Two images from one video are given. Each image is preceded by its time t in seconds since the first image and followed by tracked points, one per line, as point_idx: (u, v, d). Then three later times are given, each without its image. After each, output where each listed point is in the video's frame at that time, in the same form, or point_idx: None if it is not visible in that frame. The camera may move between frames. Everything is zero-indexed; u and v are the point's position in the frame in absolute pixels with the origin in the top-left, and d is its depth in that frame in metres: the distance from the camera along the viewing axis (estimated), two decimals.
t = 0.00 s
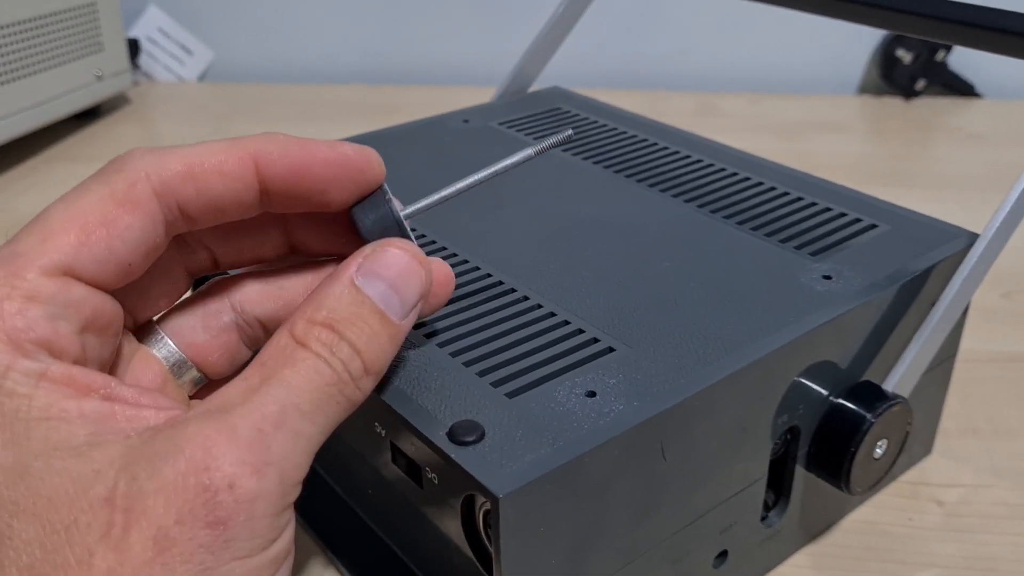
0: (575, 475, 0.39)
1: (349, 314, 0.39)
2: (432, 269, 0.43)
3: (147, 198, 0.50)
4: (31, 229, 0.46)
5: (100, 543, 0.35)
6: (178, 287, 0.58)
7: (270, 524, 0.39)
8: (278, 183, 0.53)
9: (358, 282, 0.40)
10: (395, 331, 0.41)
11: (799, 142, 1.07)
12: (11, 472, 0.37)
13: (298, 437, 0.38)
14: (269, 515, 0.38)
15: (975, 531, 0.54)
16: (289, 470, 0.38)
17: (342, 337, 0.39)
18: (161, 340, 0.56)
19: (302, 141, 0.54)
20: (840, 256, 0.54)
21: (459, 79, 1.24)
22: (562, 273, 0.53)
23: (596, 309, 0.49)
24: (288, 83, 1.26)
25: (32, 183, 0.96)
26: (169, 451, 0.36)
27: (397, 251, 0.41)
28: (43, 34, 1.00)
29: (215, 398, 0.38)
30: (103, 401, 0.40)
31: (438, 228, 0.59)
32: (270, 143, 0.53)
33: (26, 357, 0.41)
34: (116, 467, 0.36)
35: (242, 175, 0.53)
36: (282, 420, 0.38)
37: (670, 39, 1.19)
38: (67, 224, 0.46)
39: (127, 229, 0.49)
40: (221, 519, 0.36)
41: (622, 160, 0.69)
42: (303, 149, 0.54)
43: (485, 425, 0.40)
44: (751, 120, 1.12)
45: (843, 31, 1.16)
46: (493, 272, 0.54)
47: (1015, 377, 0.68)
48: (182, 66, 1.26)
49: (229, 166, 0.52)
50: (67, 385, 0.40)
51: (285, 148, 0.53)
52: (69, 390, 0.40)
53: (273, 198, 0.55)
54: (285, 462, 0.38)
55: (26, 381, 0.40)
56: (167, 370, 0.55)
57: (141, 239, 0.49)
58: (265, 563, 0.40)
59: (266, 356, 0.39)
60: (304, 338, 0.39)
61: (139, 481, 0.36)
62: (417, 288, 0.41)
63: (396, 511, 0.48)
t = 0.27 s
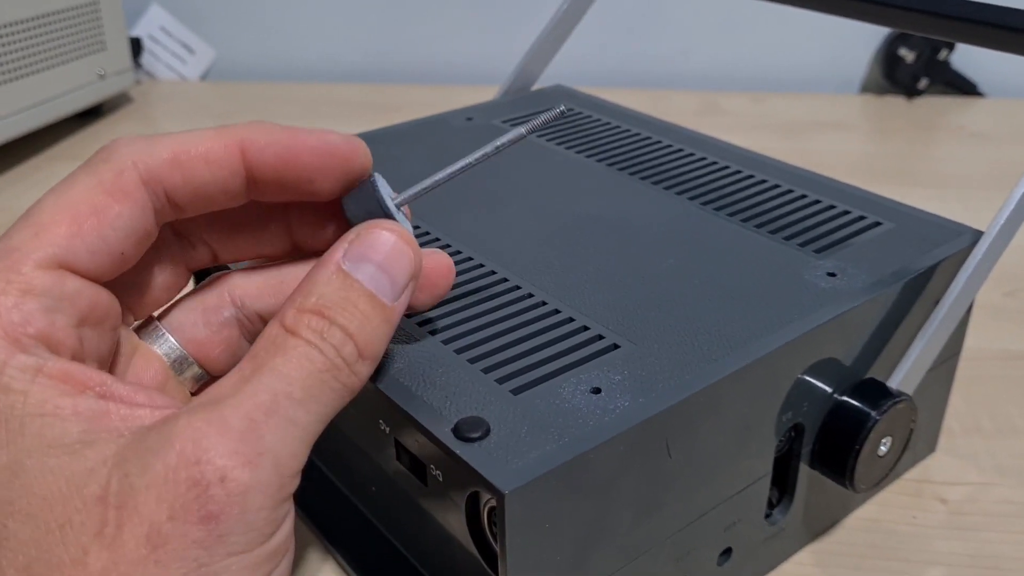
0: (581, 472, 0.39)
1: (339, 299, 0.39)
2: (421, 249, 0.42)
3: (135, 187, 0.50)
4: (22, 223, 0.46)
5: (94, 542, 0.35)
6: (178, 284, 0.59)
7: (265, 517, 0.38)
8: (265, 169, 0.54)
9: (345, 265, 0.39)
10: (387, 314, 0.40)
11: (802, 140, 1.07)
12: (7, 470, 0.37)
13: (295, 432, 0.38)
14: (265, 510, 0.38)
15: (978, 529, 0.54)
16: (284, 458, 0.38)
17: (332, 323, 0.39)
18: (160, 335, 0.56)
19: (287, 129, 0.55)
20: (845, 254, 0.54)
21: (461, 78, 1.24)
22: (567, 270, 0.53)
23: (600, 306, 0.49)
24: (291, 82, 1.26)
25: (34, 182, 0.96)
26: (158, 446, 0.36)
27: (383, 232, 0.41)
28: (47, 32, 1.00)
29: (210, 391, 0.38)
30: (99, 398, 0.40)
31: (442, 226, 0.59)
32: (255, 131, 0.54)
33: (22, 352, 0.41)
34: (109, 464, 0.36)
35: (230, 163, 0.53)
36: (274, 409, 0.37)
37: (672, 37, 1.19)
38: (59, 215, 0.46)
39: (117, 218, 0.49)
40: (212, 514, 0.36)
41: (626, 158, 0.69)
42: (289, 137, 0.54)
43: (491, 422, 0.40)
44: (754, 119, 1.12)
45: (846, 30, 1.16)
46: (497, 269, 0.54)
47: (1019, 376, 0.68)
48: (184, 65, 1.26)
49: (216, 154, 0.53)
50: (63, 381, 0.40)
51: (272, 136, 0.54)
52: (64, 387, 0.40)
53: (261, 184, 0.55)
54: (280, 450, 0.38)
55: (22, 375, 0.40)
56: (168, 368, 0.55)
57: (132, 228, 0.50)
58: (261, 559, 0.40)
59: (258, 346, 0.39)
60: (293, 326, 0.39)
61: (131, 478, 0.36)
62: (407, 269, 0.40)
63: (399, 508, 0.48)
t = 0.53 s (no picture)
0: (580, 474, 0.39)
1: (347, 312, 0.39)
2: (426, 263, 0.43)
3: (151, 193, 0.49)
4: (35, 226, 0.45)
5: (106, 543, 0.35)
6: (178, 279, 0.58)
7: (276, 525, 0.38)
8: (284, 174, 0.53)
9: (352, 279, 0.40)
10: (394, 326, 0.41)
11: (802, 142, 1.07)
12: (16, 472, 0.37)
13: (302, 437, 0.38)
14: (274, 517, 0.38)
15: (979, 530, 0.54)
16: (294, 467, 0.38)
17: (340, 335, 0.39)
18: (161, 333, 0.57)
19: (305, 130, 0.54)
20: (845, 255, 0.54)
21: (462, 79, 1.24)
22: (567, 272, 0.53)
23: (600, 308, 0.49)
24: (291, 83, 1.26)
25: (35, 184, 0.96)
26: (175, 453, 0.36)
27: (390, 246, 0.41)
28: (46, 35, 1.00)
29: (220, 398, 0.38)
30: (106, 402, 0.40)
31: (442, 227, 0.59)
32: (273, 134, 0.53)
33: (32, 357, 0.41)
34: (120, 469, 0.36)
35: (247, 167, 0.52)
36: (286, 419, 0.37)
37: (672, 39, 1.19)
38: (72, 222, 0.46)
39: (131, 225, 0.48)
40: (228, 521, 0.36)
41: (626, 160, 0.69)
42: (307, 140, 0.53)
43: (490, 424, 0.40)
44: (754, 120, 1.12)
45: (846, 31, 1.16)
46: (498, 271, 0.54)
47: (1019, 377, 0.68)
48: (184, 67, 1.26)
49: (233, 158, 0.52)
50: (71, 385, 0.41)
51: (288, 140, 0.53)
52: (73, 390, 0.40)
53: (278, 188, 0.54)
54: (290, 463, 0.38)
55: (31, 379, 0.40)
56: (169, 363, 0.55)
57: (145, 235, 0.49)
58: (270, 565, 0.40)
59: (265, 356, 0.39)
60: (302, 337, 0.39)
61: (144, 483, 0.36)
62: (413, 282, 0.41)
63: (401, 510, 0.48)
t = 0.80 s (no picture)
0: (580, 475, 0.39)
1: (359, 316, 0.39)
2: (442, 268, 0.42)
3: (138, 181, 0.49)
4: (31, 221, 0.45)
5: (106, 548, 0.35)
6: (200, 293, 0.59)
7: (277, 532, 0.38)
8: (263, 176, 0.54)
9: (366, 283, 0.40)
10: (406, 331, 0.40)
11: (803, 142, 1.08)
12: (22, 474, 0.37)
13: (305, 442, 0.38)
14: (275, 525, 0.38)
15: (979, 531, 0.54)
16: (298, 474, 0.38)
17: (351, 338, 0.39)
18: (173, 338, 0.58)
19: (294, 138, 0.55)
20: (845, 256, 0.54)
21: (462, 80, 1.24)
22: (568, 273, 0.53)
23: (600, 309, 0.49)
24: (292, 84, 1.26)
25: (36, 185, 0.96)
26: (174, 456, 0.36)
27: (405, 250, 0.41)
28: (48, 35, 1.00)
29: (224, 401, 0.38)
30: (112, 403, 0.40)
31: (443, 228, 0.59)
32: (260, 134, 0.54)
33: (37, 355, 0.41)
34: (124, 471, 0.36)
35: (232, 164, 0.53)
36: (290, 423, 0.37)
37: (672, 40, 1.19)
38: (66, 213, 0.46)
39: (124, 214, 0.48)
40: (223, 529, 0.36)
41: (627, 161, 0.69)
42: (293, 147, 0.54)
43: (491, 425, 0.40)
44: (755, 120, 1.12)
45: (847, 32, 1.16)
46: (499, 272, 0.54)
47: (1020, 378, 0.68)
48: (186, 68, 1.26)
49: (218, 153, 0.53)
50: (76, 384, 0.40)
51: (275, 145, 0.54)
52: (78, 390, 0.40)
53: (258, 189, 0.55)
54: (293, 466, 0.38)
55: (39, 376, 0.40)
56: (182, 369, 0.56)
57: (139, 224, 0.49)
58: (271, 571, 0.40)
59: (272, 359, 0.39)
60: (312, 339, 0.39)
61: (144, 486, 0.36)
62: (427, 287, 0.41)
63: (402, 511, 0.48)
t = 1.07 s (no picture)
0: (582, 473, 0.39)
1: (369, 309, 0.39)
2: (451, 263, 0.42)
3: (137, 177, 0.49)
4: (27, 219, 0.45)
5: (105, 551, 0.35)
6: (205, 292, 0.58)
7: (276, 536, 0.38)
8: (263, 173, 0.53)
9: (377, 276, 0.40)
10: (416, 325, 0.40)
11: (803, 142, 1.08)
12: (21, 475, 0.37)
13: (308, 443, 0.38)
14: (273, 527, 0.38)
15: (980, 531, 0.54)
16: (298, 476, 0.38)
17: (361, 332, 0.39)
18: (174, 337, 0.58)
19: (294, 135, 0.54)
20: (847, 255, 0.54)
21: (463, 80, 1.24)
22: (570, 272, 0.53)
23: (602, 307, 0.49)
24: (292, 84, 1.26)
25: (37, 184, 0.96)
26: (172, 458, 0.36)
27: (416, 244, 0.41)
28: (48, 34, 1.00)
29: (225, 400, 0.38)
30: (111, 402, 0.40)
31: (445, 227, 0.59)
32: (260, 131, 0.53)
33: (36, 355, 0.41)
34: (124, 471, 0.36)
35: (231, 161, 0.53)
36: (292, 424, 0.37)
37: (673, 39, 1.19)
38: (63, 210, 0.46)
39: (123, 210, 0.48)
40: (222, 533, 0.36)
41: (629, 160, 0.69)
42: (293, 145, 0.53)
43: (492, 423, 0.40)
44: (755, 120, 1.12)
45: (848, 32, 1.16)
46: (500, 271, 0.54)
47: (1021, 377, 0.68)
48: (187, 66, 1.26)
49: (218, 150, 0.52)
50: (74, 384, 0.40)
51: (276, 141, 0.53)
52: (77, 390, 0.40)
53: (258, 186, 0.54)
54: (294, 469, 0.37)
55: (35, 378, 0.40)
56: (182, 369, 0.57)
57: (138, 220, 0.49)
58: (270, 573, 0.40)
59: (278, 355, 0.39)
60: (321, 333, 0.39)
61: (143, 489, 0.36)
62: (437, 282, 0.41)
63: (403, 509, 0.48)
